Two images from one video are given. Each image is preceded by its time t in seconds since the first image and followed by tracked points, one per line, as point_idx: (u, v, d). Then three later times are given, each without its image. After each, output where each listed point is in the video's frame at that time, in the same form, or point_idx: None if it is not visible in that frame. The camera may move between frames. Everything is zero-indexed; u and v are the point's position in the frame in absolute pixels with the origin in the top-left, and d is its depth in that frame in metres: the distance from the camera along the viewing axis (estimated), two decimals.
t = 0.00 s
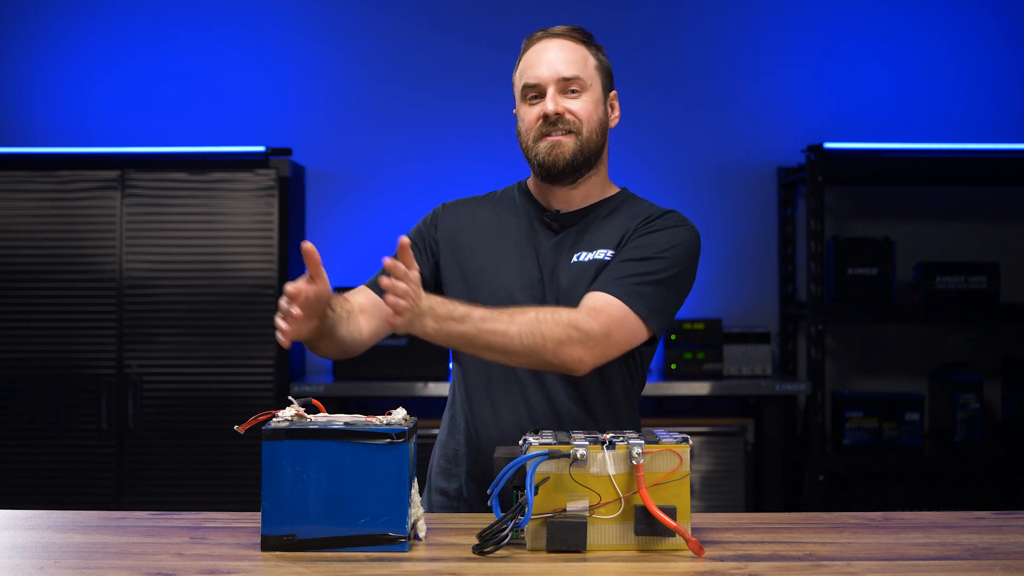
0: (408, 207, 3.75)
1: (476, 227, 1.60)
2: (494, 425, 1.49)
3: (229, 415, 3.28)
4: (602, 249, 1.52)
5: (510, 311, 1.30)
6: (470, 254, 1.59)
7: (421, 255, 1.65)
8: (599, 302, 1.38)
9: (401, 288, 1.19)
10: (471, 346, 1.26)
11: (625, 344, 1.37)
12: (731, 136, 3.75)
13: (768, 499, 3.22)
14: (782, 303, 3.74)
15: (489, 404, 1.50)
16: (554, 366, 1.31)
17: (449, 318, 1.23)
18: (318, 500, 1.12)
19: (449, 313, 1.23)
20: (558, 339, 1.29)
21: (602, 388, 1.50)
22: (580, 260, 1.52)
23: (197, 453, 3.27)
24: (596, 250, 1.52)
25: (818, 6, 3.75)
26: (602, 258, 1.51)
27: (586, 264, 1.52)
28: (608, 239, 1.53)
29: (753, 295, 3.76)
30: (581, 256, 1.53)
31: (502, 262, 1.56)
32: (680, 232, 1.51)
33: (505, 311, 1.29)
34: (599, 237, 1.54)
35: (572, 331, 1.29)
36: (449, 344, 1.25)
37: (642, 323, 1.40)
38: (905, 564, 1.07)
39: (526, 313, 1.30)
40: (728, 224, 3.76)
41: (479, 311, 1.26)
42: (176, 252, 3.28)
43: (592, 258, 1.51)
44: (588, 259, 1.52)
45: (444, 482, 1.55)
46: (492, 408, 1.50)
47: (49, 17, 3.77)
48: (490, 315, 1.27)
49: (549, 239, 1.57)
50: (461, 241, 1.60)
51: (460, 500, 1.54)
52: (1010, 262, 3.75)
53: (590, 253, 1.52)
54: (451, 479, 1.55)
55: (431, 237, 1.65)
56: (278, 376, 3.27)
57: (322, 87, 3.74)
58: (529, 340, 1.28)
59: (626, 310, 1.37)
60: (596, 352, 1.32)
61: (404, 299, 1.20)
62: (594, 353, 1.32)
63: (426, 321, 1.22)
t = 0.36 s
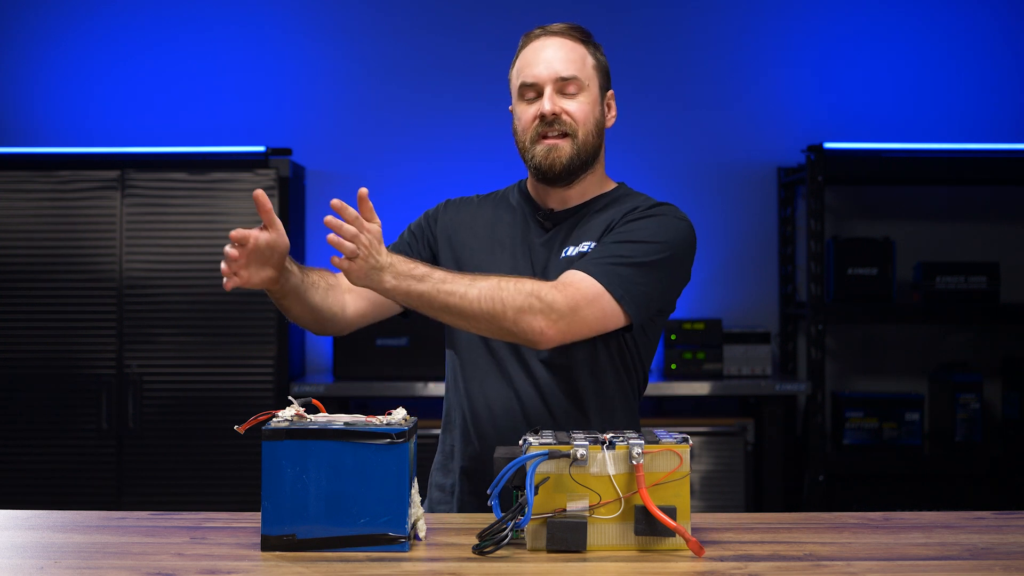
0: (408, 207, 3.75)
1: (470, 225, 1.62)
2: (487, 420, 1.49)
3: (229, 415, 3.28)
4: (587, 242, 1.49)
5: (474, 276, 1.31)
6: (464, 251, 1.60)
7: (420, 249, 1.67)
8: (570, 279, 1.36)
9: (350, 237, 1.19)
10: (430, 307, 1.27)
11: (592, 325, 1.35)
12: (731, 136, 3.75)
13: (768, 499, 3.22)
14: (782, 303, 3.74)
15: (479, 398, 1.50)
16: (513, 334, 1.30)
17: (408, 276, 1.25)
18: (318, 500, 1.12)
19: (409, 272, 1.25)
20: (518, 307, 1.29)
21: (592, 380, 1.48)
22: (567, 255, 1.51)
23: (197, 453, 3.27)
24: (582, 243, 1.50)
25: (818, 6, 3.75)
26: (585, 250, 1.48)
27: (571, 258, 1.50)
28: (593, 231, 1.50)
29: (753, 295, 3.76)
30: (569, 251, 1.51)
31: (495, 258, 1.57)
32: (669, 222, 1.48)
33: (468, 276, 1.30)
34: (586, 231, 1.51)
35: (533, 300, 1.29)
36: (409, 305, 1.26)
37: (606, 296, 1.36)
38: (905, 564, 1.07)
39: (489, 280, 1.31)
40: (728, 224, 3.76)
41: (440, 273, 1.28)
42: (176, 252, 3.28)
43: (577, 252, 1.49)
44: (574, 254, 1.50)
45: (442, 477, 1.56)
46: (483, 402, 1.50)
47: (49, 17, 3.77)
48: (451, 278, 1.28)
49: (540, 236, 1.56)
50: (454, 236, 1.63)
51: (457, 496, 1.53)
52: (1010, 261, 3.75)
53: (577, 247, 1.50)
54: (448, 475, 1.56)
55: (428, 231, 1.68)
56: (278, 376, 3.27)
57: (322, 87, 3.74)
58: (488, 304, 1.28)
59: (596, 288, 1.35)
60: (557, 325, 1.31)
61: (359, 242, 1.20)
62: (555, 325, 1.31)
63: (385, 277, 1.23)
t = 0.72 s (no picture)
0: (408, 207, 3.75)
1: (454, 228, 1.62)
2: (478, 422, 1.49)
3: (229, 415, 3.28)
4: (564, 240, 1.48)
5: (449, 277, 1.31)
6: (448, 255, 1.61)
7: (409, 253, 1.70)
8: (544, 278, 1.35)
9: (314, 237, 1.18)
10: (403, 308, 1.27)
11: (569, 323, 1.34)
12: (731, 136, 3.75)
13: (767, 499, 3.22)
14: (782, 303, 3.75)
15: (468, 399, 1.51)
16: (487, 335, 1.30)
17: (382, 278, 1.25)
18: (318, 500, 1.12)
19: (382, 273, 1.25)
20: (489, 307, 1.29)
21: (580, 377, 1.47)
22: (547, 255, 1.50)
23: (197, 453, 3.27)
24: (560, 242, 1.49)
25: (818, 6, 3.75)
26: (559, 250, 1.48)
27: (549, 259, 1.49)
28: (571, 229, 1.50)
29: (753, 295, 3.76)
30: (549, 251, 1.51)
31: (478, 262, 1.57)
32: (646, 214, 1.46)
33: (442, 277, 1.30)
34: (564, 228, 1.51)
35: (504, 301, 1.29)
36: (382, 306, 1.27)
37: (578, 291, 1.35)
38: (905, 564, 1.07)
39: (462, 280, 1.31)
40: (728, 224, 3.76)
41: (413, 275, 1.28)
42: (176, 252, 3.28)
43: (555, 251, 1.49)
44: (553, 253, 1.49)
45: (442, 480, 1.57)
46: (473, 403, 1.50)
47: (49, 17, 3.77)
48: (425, 280, 1.28)
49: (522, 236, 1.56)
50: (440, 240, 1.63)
51: (455, 498, 1.53)
52: (1010, 261, 3.75)
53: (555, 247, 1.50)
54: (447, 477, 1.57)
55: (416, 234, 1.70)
56: (278, 376, 3.27)
57: (322, 87, 3.74)
58: (460, 306, 1.28)
59: (570, 287, 1.34)
60: (531, 326, 1.30)
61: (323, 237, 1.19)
62: (529, 326, 1.30)
63: (358, 278, 1.23)
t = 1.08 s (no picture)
0: (408, 206, 3.75)
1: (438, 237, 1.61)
2: (469, 429, 1.50)
3: (229, 415, 3.28)
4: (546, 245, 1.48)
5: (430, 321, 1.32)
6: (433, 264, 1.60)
7: (396, 269, 1.68)
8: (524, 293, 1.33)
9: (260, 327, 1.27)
10: (395, 359, 1.29)
11: (558, 331, 1.31)
12: (731, 136, 3.75)
13: (767, 499, 3.22)
14: (782, 304, 3.74)
15: (460, 409, 1.51)
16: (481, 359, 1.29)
17: (363, 338, 1.29)
18: (318, 500, 1.12)
19: (363, 334, 1.29)
20: (474, 334, 1.28)
21: (571, 382, 1.46)
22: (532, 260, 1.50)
23: (197, 453, 3.27)
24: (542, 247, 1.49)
25: (818, 6, 3.75)
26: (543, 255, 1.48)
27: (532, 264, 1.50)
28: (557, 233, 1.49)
29: (753, 295, 3.76)
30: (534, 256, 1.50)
31: (464, 271, 1.57)
32: (628, 215, 1.44)
33: (422, 320, 1.31)
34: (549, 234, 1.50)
35: (485, 322, 1.28)
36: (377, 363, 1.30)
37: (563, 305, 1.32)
38: (905, 564, 1.07)
39: (441, 317, 1.31)
40: (728, 224, 3.76)
41: (393, 326, 1.30)
42: (176, 252, 3.28)
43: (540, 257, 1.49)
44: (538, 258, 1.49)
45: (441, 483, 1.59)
46: (461, 412, 1.51)
47: (49, 17, 3.77)
48: (405, 327, 1.30)
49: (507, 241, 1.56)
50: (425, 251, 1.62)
51: (453, 499, 1.56)
52: (1010, 261, 3.75)
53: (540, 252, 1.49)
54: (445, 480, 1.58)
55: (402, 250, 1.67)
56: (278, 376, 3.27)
57: (322, 86, 3.74)
58: (444, 341, 1.28)
59: (553, 296, 1.32)
60: (519, 340, 1.28)
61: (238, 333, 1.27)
62: (517, 341, 1.28)
63: (341, 346, 1.28)
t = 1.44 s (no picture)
0: (408, 207, 3.75)
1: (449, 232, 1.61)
2: (470, 426, 1.50)
3: (229, 415, 3.28)
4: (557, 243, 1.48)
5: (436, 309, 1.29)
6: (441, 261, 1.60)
7: (405, 266, 1.68)
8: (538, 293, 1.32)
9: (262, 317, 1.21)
10: (400, 347, 1.25)
11: (565, 326, 1.31)
12: (731, 136, 3.75)
13: (767, 498, 3.22)
14: (782, 303, 3.74)
15: (462, 407, 1.51)
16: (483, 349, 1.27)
17: (370, 322, 1.25)
18: (318, 500, 1.12)
19: (369, 318, 1.25)
20: (484, 325, 1.26)
21: (574, 381, 1.46)
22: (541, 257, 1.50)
23: (197, 453, 3.27)
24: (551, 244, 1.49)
25: (818, 6, 3.75)
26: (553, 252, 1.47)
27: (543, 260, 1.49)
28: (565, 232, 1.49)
29: (753, 294, 3.76)
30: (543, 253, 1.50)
31: (472, 266, 1.56)
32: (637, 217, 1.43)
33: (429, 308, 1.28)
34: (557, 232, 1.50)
35: (497, 315, 1.26)
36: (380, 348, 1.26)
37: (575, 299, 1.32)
38: (905, 564, 1.07)
39: (449, 306, 1.28)
40: (728, 223, 3.76)
41: (400, 312, 1.26)
42: (176, 252, 3.28)
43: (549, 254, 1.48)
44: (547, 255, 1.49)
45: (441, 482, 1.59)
46: (462, 410, 1.51)
47: (48, 17, 3.77)
48: (413, 314, 1.26)
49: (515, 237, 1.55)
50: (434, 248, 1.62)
51: (453, 499, 1.56)
52: (1010, 261, 3.75)
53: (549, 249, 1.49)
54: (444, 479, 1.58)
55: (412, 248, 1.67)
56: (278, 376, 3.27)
57: (322, 86, 3.74)
58: (452, 331, 1.25)
59: (564, 295, 1.31)
60: (527, 333, 1.26)
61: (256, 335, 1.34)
62: (526, 335, 1.27)
63: (348, 328, 1.24)
